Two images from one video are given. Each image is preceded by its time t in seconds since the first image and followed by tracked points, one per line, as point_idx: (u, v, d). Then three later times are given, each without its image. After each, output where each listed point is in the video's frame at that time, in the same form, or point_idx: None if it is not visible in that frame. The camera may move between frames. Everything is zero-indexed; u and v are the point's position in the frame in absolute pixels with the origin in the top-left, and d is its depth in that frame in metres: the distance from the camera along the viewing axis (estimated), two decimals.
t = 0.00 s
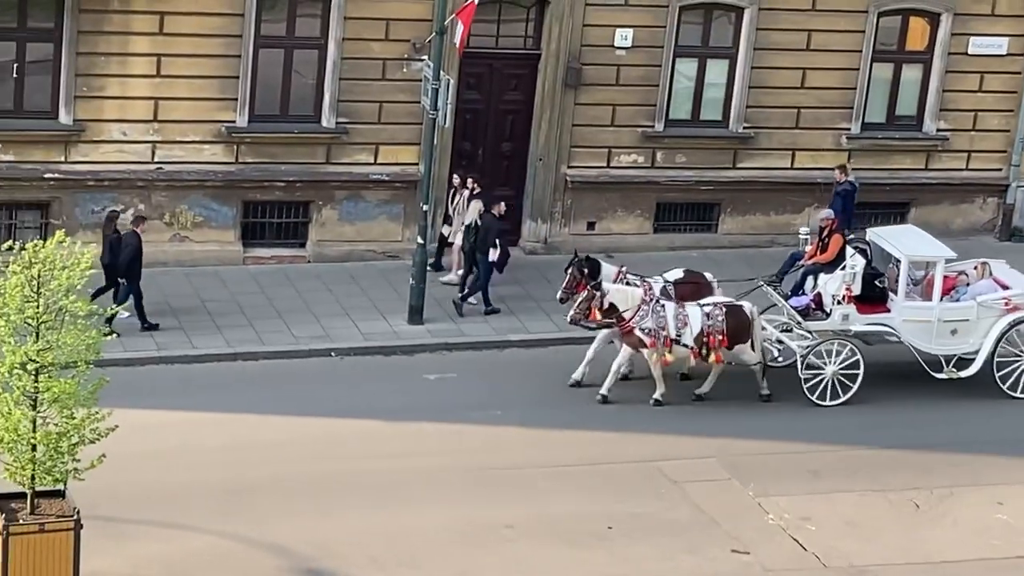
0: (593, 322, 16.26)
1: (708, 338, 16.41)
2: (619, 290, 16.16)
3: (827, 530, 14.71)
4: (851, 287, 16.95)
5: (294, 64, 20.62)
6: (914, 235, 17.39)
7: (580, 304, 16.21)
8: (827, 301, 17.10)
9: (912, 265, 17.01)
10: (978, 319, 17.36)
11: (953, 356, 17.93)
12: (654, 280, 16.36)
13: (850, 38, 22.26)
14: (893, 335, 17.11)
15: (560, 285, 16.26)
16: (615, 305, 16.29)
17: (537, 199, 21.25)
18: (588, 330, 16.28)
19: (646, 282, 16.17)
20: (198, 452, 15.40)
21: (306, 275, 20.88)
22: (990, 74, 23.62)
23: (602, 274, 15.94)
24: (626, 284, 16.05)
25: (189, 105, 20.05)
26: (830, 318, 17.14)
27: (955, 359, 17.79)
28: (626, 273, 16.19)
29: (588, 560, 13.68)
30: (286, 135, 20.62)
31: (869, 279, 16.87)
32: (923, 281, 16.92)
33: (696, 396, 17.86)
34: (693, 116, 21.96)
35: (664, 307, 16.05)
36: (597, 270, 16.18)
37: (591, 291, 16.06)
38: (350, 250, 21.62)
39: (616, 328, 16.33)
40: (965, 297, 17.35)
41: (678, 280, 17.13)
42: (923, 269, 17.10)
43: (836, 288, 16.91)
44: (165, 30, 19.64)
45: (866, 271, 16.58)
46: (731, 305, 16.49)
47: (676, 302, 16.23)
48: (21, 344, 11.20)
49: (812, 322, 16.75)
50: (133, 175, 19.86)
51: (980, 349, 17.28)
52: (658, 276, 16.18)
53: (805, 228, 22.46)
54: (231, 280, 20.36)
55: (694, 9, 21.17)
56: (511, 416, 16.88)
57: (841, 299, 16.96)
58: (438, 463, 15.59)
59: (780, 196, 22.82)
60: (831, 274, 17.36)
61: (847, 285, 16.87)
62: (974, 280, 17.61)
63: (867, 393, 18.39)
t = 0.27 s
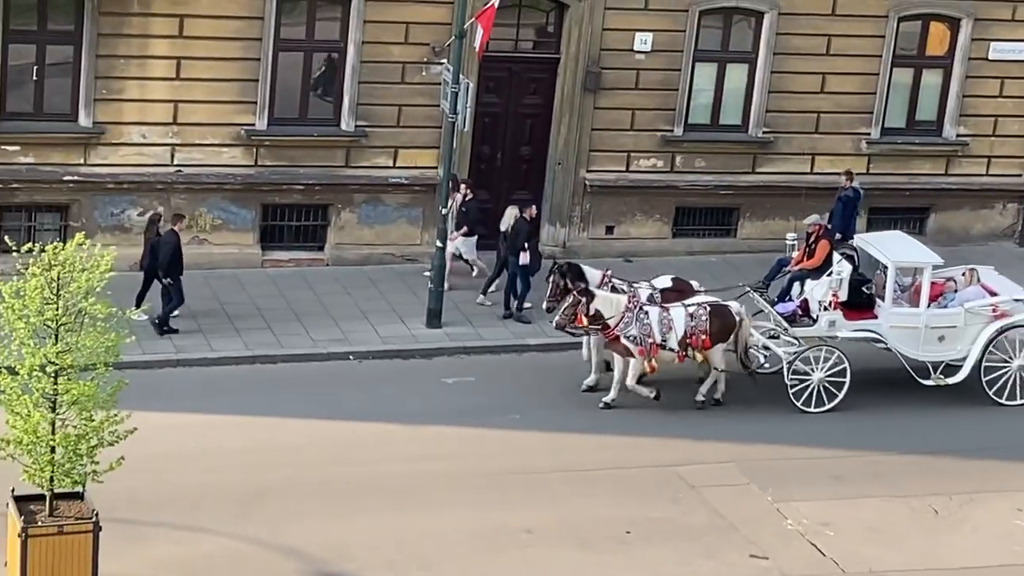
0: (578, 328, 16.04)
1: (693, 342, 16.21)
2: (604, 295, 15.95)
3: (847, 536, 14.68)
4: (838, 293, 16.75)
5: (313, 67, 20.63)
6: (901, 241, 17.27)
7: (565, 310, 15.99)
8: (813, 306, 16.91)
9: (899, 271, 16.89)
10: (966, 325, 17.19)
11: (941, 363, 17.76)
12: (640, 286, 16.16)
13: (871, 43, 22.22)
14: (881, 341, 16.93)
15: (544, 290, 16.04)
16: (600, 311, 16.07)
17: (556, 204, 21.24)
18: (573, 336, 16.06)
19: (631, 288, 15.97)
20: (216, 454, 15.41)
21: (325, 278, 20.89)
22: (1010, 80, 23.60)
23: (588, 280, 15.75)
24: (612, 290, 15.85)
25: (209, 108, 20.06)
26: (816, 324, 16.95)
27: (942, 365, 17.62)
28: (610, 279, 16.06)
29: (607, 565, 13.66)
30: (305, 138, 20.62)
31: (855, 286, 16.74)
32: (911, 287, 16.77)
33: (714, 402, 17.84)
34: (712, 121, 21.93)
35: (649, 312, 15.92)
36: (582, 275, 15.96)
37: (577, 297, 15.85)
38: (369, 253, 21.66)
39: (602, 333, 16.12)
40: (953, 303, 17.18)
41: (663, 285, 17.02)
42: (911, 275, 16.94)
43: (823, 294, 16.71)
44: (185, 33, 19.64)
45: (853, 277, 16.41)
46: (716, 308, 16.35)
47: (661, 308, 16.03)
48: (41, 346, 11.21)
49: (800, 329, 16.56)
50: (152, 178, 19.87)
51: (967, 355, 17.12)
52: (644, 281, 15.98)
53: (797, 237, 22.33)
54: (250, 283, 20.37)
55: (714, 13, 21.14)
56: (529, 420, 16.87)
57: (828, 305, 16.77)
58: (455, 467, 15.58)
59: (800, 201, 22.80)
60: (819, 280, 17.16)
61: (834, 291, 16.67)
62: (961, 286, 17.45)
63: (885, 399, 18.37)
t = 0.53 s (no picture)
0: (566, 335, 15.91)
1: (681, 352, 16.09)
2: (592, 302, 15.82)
3: (869, 545, 14.67)
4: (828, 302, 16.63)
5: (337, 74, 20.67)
6: (892, 250, 17.19)
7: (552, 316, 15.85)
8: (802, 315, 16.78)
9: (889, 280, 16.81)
10: (956, 335, 17.07)
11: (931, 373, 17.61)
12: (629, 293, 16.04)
13: (893, 52, 22.21)
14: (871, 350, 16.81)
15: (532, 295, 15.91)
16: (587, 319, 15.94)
17: (578, 212, 21.27)
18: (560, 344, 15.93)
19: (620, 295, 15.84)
20: (238, 460, 15.43)
21: (347, 285, 20.92)
22: None
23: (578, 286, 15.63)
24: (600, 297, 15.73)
25: (232, 115, 20.11)
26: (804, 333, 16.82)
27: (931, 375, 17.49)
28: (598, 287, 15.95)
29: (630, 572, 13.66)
30: (328, 144, 20.66)
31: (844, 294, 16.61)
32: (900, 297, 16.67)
33: (735, 410, 17.84)
34: (734, 129, 21.94)
35: (638, 319, 15.82)
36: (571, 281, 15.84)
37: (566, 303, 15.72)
38: (391, 260, 21.69)
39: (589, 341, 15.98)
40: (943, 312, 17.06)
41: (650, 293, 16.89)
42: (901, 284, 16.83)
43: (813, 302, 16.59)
44: (208, 40, 19.69)
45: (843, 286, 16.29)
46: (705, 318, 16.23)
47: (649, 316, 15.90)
48: (66, 351, 11.24)
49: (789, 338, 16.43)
50: (175, 184, 19.93)
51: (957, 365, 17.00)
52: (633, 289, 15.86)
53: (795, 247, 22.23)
54: (273, 290, 20.41)
55: (736, 21, 21.15)
56: (551, 427, 16.88)
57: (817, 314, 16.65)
58: (478, 473, 15.59)
59: (823, 209, 22.81)
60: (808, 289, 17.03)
61: (824, 300, 16.55)
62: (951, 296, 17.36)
63: (907, 408, 18.36)
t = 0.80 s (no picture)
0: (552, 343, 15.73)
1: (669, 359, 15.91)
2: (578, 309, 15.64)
3: (889, 551, 14.62)
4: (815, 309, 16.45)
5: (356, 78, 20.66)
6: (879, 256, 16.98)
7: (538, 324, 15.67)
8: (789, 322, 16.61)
9: (877, 287, 16.58)
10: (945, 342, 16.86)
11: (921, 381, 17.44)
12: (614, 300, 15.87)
13: (914, 57, 22.14)
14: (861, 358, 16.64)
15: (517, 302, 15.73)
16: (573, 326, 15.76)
17: (597, 218, 21.25)
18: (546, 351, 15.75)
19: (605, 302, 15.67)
20: (256, 465, 15.41)
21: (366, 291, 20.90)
22: None
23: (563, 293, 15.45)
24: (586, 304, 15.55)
25: (251, 119, 20.10)
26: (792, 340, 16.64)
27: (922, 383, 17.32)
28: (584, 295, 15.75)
29: None
30: (347, 149, 20.63)
31: (831, 301, 16.38)
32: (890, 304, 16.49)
33: (754, 416, 17.80)
34: (754, 134, 21.88)
35: (623, 326, 15.64)
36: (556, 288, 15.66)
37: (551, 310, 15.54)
38: (409, 265, 21.67)
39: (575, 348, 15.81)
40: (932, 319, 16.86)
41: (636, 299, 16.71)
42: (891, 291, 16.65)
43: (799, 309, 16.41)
44: (228, 44, 19.67)
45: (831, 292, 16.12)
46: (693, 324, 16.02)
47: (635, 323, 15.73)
48: (85, 355, 11.22)
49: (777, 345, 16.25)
50: (194, 188, 19.93)
51: (946, 372, 16.80)
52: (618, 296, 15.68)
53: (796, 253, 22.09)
54: (292, 294, 20.40)
55: (756, 26, 21.10)
56: (570, 433, 16.85)
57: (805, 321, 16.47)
58: (495, 478, 15.56)
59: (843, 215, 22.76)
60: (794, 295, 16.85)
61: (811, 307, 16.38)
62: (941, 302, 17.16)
63: (928, 415, 18.29)
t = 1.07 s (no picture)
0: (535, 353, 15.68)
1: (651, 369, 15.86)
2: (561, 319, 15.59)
3: (908, 560, 14.61)
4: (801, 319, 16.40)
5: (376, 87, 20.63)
6: (865, 266, 17.02)
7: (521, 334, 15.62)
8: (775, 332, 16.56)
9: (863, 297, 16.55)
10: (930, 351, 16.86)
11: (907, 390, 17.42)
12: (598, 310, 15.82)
13: (932, 65, 22.13)
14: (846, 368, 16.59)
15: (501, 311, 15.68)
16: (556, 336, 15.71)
17: (616, 226, 21.28)
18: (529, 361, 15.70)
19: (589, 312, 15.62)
20: (273, 472, 15.44)
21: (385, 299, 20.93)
22: None
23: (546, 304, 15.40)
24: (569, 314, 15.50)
25: (270, 127, 20.13)
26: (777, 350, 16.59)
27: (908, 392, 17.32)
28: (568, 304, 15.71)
29: None
30: (366, 157, 20.66)
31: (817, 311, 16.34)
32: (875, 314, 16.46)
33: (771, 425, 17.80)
34: (772, 142, 21.87)
35: (606, 337, 15.60)
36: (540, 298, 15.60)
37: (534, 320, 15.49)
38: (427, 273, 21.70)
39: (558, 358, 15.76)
40: (918, 329, 16.85)
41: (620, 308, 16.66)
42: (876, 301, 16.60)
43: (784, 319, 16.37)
44: (246, 52, 19.71)
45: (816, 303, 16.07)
46: (677, 336, 15.96)
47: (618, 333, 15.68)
48: (104, 362, 11.24)
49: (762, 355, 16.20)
50: (213, 197, 19.98)
51: (931, 381, 16.79)
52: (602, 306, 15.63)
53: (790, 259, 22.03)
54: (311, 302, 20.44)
55: (775, 35, 21.09)
56: (586, 440, 16.86)
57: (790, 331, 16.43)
58: (513, 486, 15.58)
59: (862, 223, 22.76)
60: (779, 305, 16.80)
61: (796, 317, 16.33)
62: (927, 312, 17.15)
63: (945, 422, 18.29)
